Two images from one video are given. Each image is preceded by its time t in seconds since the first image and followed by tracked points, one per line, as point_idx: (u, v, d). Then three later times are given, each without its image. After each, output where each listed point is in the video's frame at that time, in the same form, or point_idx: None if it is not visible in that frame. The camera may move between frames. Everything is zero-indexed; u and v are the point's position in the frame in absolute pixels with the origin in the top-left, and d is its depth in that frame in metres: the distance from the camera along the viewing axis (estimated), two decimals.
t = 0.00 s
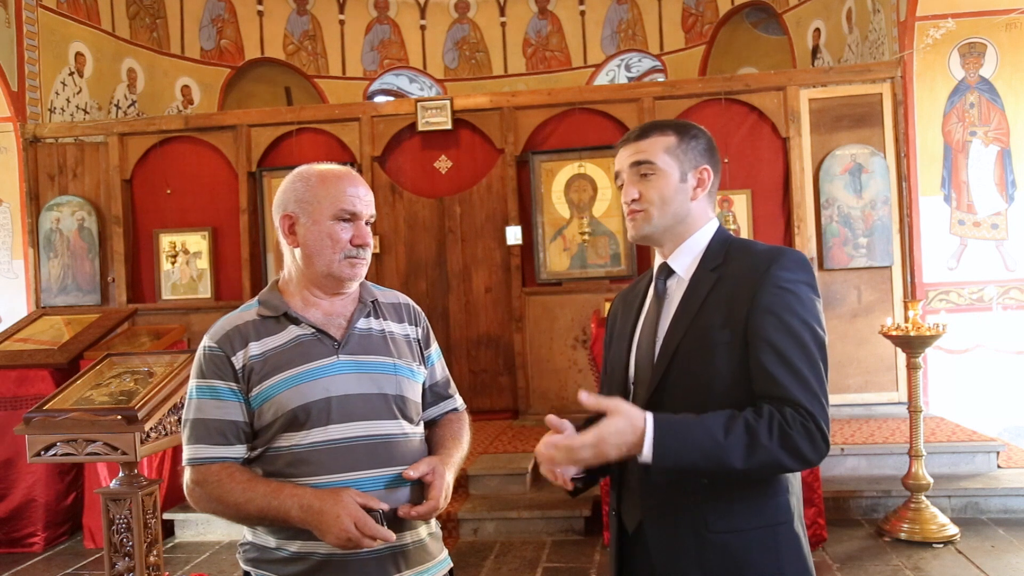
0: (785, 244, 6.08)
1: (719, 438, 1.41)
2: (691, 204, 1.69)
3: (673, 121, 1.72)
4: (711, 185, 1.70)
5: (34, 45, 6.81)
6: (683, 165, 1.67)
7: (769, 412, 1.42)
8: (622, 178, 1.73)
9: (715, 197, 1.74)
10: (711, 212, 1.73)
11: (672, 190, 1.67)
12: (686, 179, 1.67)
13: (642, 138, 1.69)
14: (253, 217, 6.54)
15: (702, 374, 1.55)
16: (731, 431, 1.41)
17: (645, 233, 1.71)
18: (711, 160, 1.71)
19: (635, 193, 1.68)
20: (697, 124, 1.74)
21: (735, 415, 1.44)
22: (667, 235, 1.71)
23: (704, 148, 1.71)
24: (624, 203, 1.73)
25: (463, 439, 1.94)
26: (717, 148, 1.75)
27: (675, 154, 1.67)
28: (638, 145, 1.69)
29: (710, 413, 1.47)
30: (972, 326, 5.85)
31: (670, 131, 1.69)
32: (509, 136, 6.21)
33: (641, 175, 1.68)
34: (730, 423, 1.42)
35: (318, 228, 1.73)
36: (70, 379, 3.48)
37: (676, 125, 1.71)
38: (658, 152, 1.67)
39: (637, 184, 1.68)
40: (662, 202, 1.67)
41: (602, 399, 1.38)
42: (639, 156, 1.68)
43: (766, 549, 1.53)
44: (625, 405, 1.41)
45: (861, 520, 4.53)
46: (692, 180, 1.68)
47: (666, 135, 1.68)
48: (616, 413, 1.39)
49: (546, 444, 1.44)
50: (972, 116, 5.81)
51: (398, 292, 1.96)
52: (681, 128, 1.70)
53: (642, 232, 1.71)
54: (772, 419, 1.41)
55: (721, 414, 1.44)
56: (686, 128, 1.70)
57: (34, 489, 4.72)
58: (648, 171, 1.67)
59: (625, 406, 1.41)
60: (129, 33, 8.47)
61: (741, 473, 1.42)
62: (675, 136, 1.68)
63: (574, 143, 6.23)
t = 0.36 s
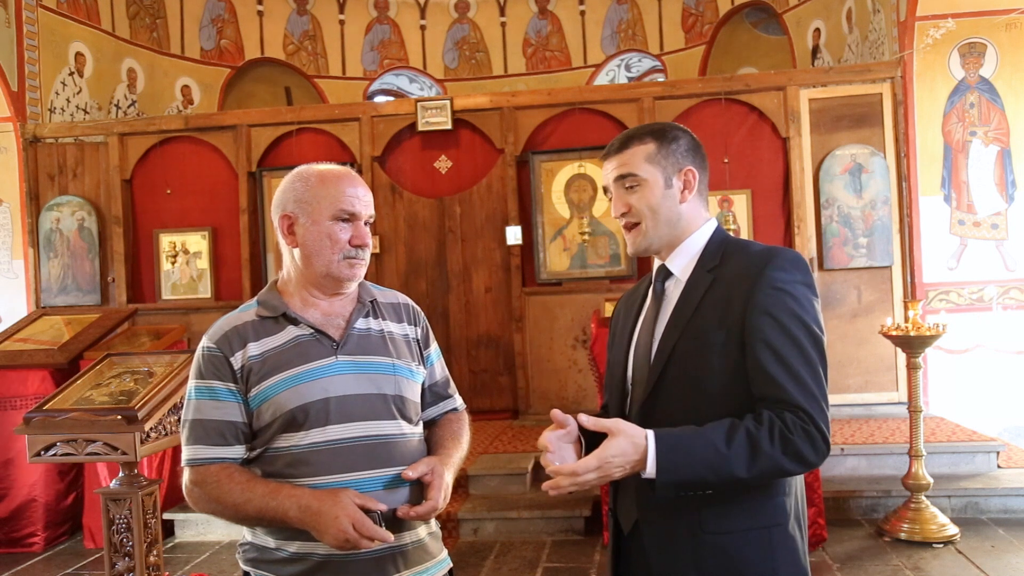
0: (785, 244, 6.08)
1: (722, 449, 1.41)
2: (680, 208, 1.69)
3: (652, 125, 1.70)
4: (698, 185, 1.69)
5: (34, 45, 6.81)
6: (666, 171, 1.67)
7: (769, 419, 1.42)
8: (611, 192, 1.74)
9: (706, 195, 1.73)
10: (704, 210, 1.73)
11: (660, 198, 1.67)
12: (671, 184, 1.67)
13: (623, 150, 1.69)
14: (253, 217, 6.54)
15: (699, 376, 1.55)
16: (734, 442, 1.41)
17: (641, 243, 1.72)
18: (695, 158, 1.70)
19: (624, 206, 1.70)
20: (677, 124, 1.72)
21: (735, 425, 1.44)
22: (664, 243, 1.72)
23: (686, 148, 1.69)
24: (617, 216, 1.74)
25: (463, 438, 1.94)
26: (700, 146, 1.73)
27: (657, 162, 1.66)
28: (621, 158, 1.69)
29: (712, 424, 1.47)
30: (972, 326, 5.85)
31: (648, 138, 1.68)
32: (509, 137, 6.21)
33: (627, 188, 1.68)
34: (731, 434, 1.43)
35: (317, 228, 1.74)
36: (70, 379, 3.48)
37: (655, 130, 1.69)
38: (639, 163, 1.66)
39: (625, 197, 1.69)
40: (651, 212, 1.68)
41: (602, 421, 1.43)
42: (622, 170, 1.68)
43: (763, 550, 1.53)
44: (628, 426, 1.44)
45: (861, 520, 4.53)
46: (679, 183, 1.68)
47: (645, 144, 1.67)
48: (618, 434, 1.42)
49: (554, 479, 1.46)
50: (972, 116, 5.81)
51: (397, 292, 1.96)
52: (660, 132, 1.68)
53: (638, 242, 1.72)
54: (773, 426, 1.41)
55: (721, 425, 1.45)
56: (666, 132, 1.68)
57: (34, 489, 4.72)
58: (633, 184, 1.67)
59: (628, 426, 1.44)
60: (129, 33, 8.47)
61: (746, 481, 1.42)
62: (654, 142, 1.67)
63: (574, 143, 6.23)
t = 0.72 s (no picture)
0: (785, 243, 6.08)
1: (722, 448, 1.41)
2: (680, 210, 1.69)
3: (648, 127, 1.70)
4: (696, 186, 1.69)
5: (34, 45, 6.81)
6: (665, 174, 1.66)
7: (769, 419, 1.42)
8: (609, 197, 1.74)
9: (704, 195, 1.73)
10: (703, 210, 1.73)
11: (659, 201, 1.67)
12: (669, 186, 1.67)
13: (620, 154, 1.69)
14: (253, 217, 6.54)
15: (698, 377, 1.55)
16: (734, 441, 1.41)
17: (641, 247, 1.71)
18: (692, 159, 1.70)
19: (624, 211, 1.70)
20: (672, 124, 1.71)
21: (736, 425, 1.44)
22: (664, 246, 1.71)
23: (683, 149, 1.69)
24: (616, 221, 1.74)
25: (463, 437, 1.94)
26: (694, 146, 1.73)
27: (655, 165, 1.66)
28: (618, 163, 1.69)
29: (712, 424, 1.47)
30: (972, 326, 5.84)
31: (644, 142, 1.67)
32: (509, 137, 6.21)
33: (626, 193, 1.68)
34: (731, 434, 1.43)
35: (317, 229, 1.74)
36: (70, 379, 3.48)
37: (650, 133, 1.68)
38: (637, 167, 1.66)
39: (625, 203, 1.69)
40: (651, 215, 1.68)
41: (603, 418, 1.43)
42: (620, 176, 1.68)
43: (762, 550, 1.53)
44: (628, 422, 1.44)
45: (861, 520, 4.53)
46: (677, 185, 1.68)
47: (642, 148, 1.67)
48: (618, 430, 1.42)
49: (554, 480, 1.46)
50: (972, 116, 5.81)
51: (397, 291, 1.96)
52: (656, 134, 1.68)
53: (639, 247, 1.72)
54: (773, 427, 1.41)
55: (721, 425, 1.45)
56: (660, 134, 1.68)
57: (34, 489, 4.72)
58: (633, 189, 1.67)
59: (630, 424, 1.44)
60: (129, 33, 8.47)
61: (746, 480, 1.42)
62: (650, 146, 1.67)
63: (574, 142, 6.22)
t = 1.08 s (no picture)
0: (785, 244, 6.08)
1: (719, 443, 1.41)
2: (683, 211, 1.69)
3: (650, 127, 1.69)
4: (699, 187, 1.69)
5: (34, 45, 6.81)
6: (669, 175, 1.66)
7: (766, 419, 1.42)
8: (611, 198, 1.72)
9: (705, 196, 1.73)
10: (704, 211, 1.73)
11: (662, 202, 1.67)
12: (673, 188, 1.67)
13: (623, 154, 1.67)
14: (253, 217, 6.54)
15: (698, 377, 1.55)
16: (731, 437, 1.41)
17: (643, 249, 1.71)
18: (694, 160, 1.70)
19: (627, 212, 1.69)
20: (674, 125, 1.71)
21: (734, 422, 1.44)
22: (665, 247, 1.71)
23: (685, 150, 1.69)
24: (618, 223, 1.73)
25: (464, 437, 1.94)
26: (695, 146, 1.73)
27: (659, 166, 1.65)
28: (621, 164, 1.67)
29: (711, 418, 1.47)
30: (972, 326, 5.85)
31: (648, 142, 1.66)
32: (509, 137, 6.21)
33: (630, 194, 1.67)
34: (729, 430, 1.43)
35: (319, 229, 1.74)
36: (70, 379, 3.48)
37: (653, 133, 1.68)
38: (641, 168, 1.65)
39: (628, 204, 1.68)
40: (655, 216, 1.67)
41: (599, 406, 1.43)
42: (624, 177, 1.66)
43: (761, 550, 1.53)
44: (625, 410, 1.44)
45: (861, 520, 4.53)
46: (680, 186, 1.68)
47: (646, 148, 1.66)
48: (615, 418, 1.42)
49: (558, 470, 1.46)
50: (972, 116, 5.81)
51: (399, 291, 1.96)
52: (659, 134, 1.67)
53: (640, 248, 1.72)
54: (771, 426, 1.41)
55: (720, 421, 1.45)
56: (663, 135, 1.67)
57: (34, 489, 4.72)
58: (637, 190, 1.66)
59: (626, 411, 1.44)
60: (129, 33, 8.47)
61: (744, 478, 1.42)
62: (655, 146, 1.66)
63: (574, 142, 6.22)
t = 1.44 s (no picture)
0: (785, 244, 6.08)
1: (722, 473, 1.42)
2: (686, 212, 1.69)
3: (657, 126, 1.68)
4: (703, 190, 1.69)
5: (34, 45, 6.81)
6: (675, 175, 1.66)
7: (767, 435, 1.43)
8: (615, 196, 1.71)
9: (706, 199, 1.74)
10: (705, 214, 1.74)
11: (667, 202, 1.66)
12: (678, 188, 1.67)
13: (630, 152, 1.66)
14: (253, 217, 6.54)
15: (700, 382, 1.55)
16: (733, 465, 1.42)
17: (645, 249, 1.70)
18: (699, 162, 1.70)
19: (632, 210, 1.67)
20: (680, 126, 1.71)
21: (734, 446, 1.46)
22: (666, 247, 1.71)
23: (691, 151, 1.69)
24: (621, 222, 1.71)
25: (464, 438, 1.94)
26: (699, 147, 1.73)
27: (666, 165, 1.65)
28: (628, 161, 1.66)
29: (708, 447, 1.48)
30: (972, 326, 5.85)
31: (656, 141, 1.66)
32: (509, 137, 6.21)
33: (636, 193, 1.66)
34: (730, 457, 1.44)
35: (321, 229, 1.74)
36: (70, 379, 3.48)
37: (660, 132, 1.67)
38: (648, 167, 1.64)
39: (633, 202, 1.67)
40: (660, 216, 1.66)
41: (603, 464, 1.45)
42: (631, 174, 1.65)
43: (764, 552, 1.54)
44: (629, 462, 1.46)
45: (861, 520, 4.53)
46: (685, 188, 1.68)
47: (654, 147, 1.65)
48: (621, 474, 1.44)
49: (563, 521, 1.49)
50: (972, 116, 5.81)
51: (399, 292, 1.96)
52: (667, 135, 1.67)
53: (642, 247, 1.71)
54: (771, 442, 1.42)
55: (719, 449, 1.46)
56: (670, 134, 1.67)
57: (34, 489, 4.72)
58: (644, 189, 1.65)
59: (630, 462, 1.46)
60: (129, 33, 8.47)
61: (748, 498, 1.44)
62: (662, 145, 1.66)
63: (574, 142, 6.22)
